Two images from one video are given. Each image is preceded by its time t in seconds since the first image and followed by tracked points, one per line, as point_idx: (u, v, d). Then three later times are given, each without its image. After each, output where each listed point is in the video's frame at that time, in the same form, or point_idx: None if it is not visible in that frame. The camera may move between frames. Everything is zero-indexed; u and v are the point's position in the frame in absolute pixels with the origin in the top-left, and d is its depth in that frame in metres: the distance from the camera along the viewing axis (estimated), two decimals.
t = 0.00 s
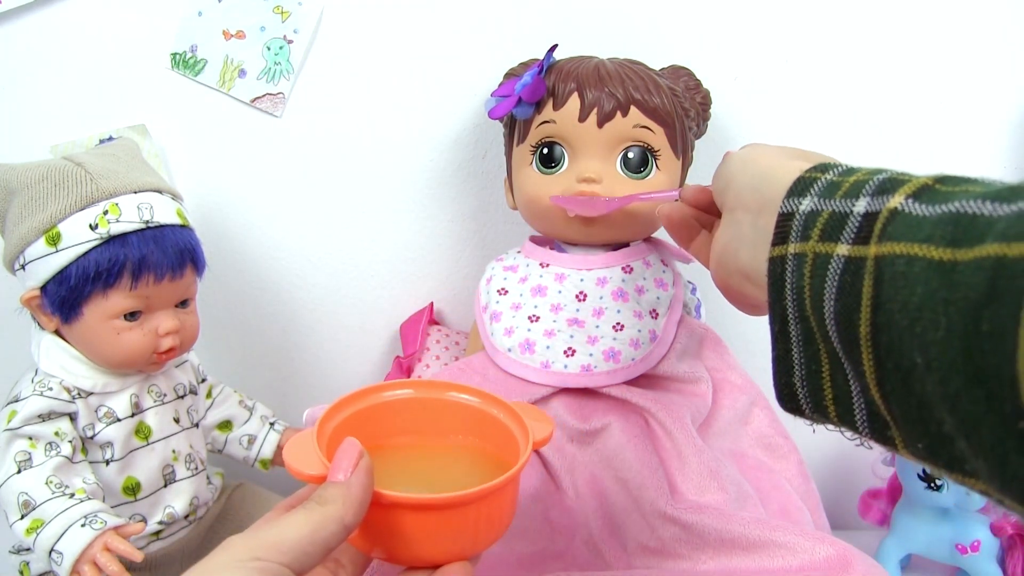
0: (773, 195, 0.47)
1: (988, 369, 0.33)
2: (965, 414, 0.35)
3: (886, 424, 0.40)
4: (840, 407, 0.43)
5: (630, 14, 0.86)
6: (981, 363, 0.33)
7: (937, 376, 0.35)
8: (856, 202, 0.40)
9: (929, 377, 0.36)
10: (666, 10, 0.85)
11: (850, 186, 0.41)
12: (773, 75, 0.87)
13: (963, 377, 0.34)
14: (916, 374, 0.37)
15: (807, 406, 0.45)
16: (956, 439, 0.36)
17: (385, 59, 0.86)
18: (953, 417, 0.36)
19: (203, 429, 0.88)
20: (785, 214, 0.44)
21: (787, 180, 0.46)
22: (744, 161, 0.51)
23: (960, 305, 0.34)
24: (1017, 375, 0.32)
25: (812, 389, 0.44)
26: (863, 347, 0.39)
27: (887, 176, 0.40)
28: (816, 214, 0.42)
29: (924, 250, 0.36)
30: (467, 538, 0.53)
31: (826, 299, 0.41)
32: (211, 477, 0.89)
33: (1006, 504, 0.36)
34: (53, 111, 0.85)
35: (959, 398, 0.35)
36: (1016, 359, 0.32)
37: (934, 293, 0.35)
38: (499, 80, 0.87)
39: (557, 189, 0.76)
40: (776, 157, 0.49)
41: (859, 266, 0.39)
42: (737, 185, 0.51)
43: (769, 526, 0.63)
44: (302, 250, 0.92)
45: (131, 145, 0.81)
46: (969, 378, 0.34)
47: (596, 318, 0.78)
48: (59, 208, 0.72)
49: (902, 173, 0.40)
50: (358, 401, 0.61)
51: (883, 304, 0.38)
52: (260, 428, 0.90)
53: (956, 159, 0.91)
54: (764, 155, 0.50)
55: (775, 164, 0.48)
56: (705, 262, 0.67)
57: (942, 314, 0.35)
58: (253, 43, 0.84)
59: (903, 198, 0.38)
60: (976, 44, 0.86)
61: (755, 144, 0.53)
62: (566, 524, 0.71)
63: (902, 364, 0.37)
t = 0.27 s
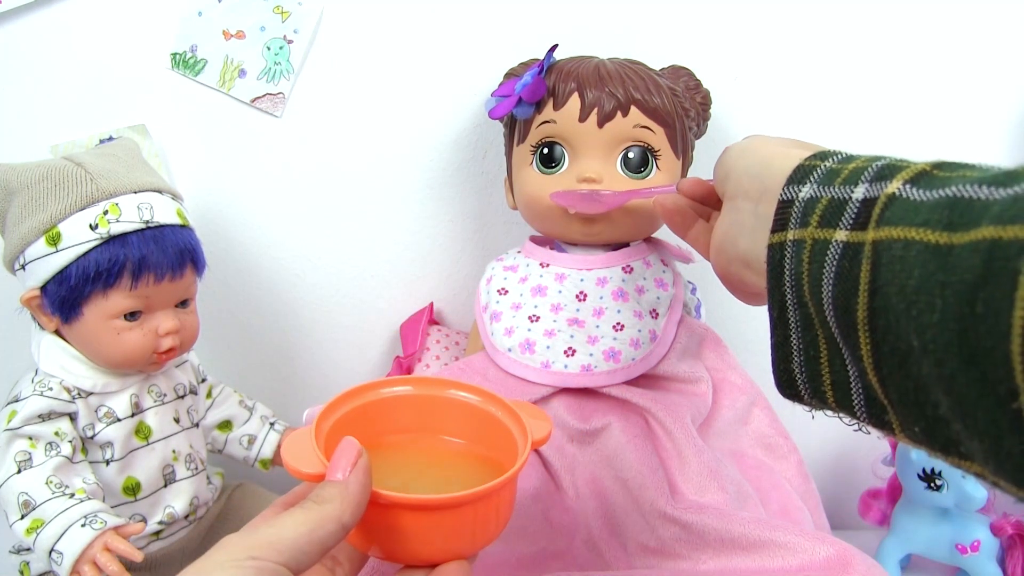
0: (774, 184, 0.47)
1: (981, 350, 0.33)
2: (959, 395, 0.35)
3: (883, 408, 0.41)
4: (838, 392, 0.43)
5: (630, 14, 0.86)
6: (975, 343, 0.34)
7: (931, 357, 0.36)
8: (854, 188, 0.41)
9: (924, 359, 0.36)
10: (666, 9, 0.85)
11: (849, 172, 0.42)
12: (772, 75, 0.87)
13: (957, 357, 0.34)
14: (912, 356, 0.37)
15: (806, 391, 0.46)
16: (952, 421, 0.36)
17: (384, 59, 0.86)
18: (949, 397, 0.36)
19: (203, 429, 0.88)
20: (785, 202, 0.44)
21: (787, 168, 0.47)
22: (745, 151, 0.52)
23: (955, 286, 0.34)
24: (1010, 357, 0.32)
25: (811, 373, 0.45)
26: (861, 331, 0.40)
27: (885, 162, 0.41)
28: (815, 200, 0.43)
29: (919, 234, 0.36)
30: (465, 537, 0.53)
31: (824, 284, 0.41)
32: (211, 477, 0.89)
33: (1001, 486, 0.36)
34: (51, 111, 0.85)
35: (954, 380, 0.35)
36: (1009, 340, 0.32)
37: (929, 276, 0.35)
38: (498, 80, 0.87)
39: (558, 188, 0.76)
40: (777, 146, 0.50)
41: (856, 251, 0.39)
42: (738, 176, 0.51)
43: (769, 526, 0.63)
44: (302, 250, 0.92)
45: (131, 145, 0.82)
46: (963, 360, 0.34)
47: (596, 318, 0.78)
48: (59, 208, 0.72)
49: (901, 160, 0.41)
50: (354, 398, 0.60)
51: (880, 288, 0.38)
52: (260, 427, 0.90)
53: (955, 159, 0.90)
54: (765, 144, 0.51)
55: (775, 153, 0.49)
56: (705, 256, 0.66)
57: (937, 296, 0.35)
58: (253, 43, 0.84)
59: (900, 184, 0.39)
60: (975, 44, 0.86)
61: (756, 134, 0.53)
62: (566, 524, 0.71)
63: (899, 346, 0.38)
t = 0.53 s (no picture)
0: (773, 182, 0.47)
1: (980, 347, 0.33)
2: (956, 392, 0.35)
3: (880, 407, 0.41)
4: (835, 391, 0.44)
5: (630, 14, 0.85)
6: (973, 341, 0.34)
7: (930, 355, 0.36)
8: (854, 186, 0.41)
9: (922, 357, 0.36)
10: (665, 10, 0.85)
11: (849, 171, 0.42)
12: (772, 75, 0.87)
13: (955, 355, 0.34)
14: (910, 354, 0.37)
15: (803, 390, 0.46)
16: (948, 419, 0.36)
17: (384, 59, 0.86)
18: (947, 396, 0.36)
19: (203, 429, 0.88)
20: (785, 200, 0.44)
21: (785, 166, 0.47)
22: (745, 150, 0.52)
23: (954, 284, 0.34)
24: (1008, 355, 0.32)
25: (808, 371, 0.45)
26: (858, 329, 0.40)
27: (884, 160, 0.41)
28: (815, 198, 0.42)
29: (918, 232, 0.36)
30: (473, 538, 0.53)
31: (822, 281, 0.41)
32: (211, 477, 0.89)
33: (997, 483, 0.36)
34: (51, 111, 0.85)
35: (951, 377, 0.35)
36: (1007, 337, 0.32)
37: (928, 274, 0.35)
38: (498, 80, 0.87)
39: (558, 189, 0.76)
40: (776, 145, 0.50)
41: (855, 249, 0.39)
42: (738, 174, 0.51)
43: (769, 527, 0.63)
44: (302, 250, 0.92)
45: (130, 145, 0.81)
46: (960, 357, 0.34)
47: (597, 318, 0.78)
48: (58, 208, 0.72)
49: (900, 159, 0.41)
50: (363, 397, 0.60)
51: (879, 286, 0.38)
52: (260, 427, 0.90)
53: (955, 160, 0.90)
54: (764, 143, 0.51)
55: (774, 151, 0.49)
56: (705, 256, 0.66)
57: (935, 294, 0.35)
58: (253, 43, 0.84)
59: (900, 182, 0.39)
60: (975, 44, 0.86)
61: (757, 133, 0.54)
62: (567, 524, 0.71)
63: (896, 345, 0.38)
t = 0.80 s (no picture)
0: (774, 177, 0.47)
1: (980, 340, 0.33)
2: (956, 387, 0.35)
3: (881, 401, 0.41)
4: (836, 385, 0.44)
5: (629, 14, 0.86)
6: (973, 335, 0.34)
7: (930, 349, 0.36)
8: (854, 181, 0.41)
9: (923, 350, 0.36)
10: (665, 10, 0.85)
11: (849, 166, 0.42)
12: (772, 75, 0.87)
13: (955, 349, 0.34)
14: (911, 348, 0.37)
15: (804, 384, 0.46)
16: (949, 412, 0.36)
17: (384, 59, 0.86)
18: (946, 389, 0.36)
19: (203, 429, 0.88)
20: (785, 195, 0.44)
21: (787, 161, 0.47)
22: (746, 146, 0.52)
23: (954, 277, 0.34)
24: (1008, 347, 0.32)
25: (808, 366, 0.45)
26: (859, 323, 0.40)
27: (884, 155, 0.41)
28: (816, 193, 0.43)
29: (919, 226, 0.36)
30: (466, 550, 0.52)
31: (823, 275, 0.41)
32: (211, 477, 0.89)
33: (997, 478, 0.36)
34: (50, 111, 0.85)
35: (951, 371, 0.35)
36: (1007, 330, 0.32)
37: (927, 267, 0.35)
38: (498, 80, 0.87)
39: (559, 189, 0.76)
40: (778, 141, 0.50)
41: (855, 244, 0.39)
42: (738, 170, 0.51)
43: (769, 527, 0.63)
44: (302, 250, 0.92)
45: (130, 145, 0.81)
46: (960, 350, 0.34)
47: (597, 318, 0.78)
48: (58, 208, 0.72)
49: (900, 153, 0.41)
50: (356, 409, 0.60)
51: (880, 281, 0.38)
52: (260, 427, 0.90)
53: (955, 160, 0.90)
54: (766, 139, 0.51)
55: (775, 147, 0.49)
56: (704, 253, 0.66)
57: (935, 287, 0.35)
58: (253, 43, 0.84)
59: (900, 176, 0.39)
60: (974, 44, 0.86)
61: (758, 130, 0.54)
62: (567, 524, 0.71)
63: (897, 338, 0.38)
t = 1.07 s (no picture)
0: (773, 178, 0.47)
1: (979, 339, 0.33)
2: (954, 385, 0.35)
3: (880, 401, 0.41)
4: (835, 385, 0.44)
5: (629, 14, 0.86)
6: (972, 334, 0.34)
7: (929, 348, 0.35)
8: (853, 181, 0.41)
9: (922, 349, 0.36)
10: (666, 10, 0.85)
11: (848, 165, 0.42)
12: (772, 75, 0.87)
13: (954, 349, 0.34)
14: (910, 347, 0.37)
15: (803, 384, 0.46)
16: (948, 413, 0.36)
17: (384, 59, 0.86)
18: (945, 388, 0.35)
19: (203, 429, 0.88)
20: (784, 195, 0.44)
21: (786, 161, 0.47)
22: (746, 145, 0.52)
23: (954, 276, 0.34)
24: (1007, 347, 0.32)
25: (808, 365, 0.45)
26: (858, 323, 0.40)
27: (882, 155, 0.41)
28: (814, 193, 0.43)
29: (918, 226, 0.36)
30: (461, 547, 0.52)
31: (822, 276, 0.41)
32: (211, 477, 0.90)
33: (996, 478, 0.36)
34: (49, 111, 0.85)
35: (950, 370, 0.35)
36: (1006, 330, 0.32)
37: (926, 267, 0.35)
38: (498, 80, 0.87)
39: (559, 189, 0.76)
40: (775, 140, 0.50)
41: (855, 245, 0.39)
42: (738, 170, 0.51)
43: (769, 527, 0.63)
44: (302, 249, 0.92)
45: (131, 145, 0.81)
46: (959, 350, 0.34)
47: (597, 318, 0.78)
48: (58, 208, 0.72)
49: (899, 153, 0.41)
50: (353, 406, 0.60)
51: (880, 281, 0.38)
52: (260, 427, 0.90)
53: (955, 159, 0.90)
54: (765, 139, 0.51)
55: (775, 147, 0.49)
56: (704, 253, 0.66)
57: (934, 287, 0.35)
58: (253, 43, 0.84)
59: (899, 176, 0.39)
60: (974, 44, 0.86)
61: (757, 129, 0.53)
62: (567, 524, 0.71)
63: (896, 338, 0.37)
